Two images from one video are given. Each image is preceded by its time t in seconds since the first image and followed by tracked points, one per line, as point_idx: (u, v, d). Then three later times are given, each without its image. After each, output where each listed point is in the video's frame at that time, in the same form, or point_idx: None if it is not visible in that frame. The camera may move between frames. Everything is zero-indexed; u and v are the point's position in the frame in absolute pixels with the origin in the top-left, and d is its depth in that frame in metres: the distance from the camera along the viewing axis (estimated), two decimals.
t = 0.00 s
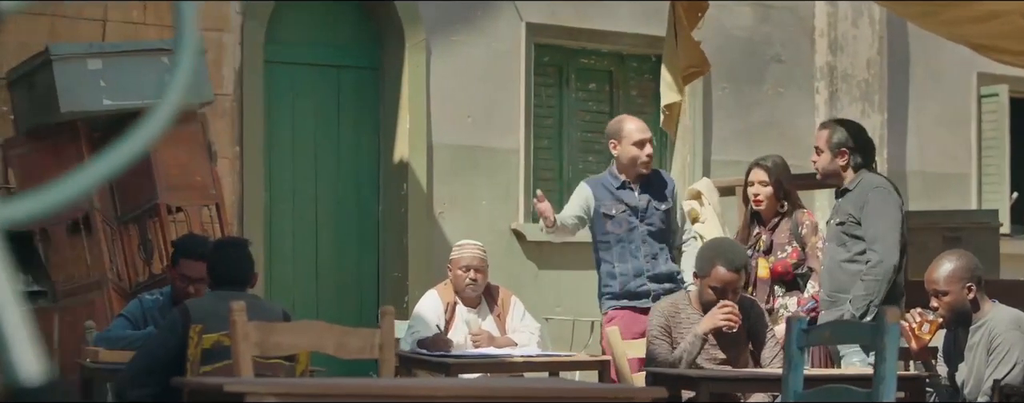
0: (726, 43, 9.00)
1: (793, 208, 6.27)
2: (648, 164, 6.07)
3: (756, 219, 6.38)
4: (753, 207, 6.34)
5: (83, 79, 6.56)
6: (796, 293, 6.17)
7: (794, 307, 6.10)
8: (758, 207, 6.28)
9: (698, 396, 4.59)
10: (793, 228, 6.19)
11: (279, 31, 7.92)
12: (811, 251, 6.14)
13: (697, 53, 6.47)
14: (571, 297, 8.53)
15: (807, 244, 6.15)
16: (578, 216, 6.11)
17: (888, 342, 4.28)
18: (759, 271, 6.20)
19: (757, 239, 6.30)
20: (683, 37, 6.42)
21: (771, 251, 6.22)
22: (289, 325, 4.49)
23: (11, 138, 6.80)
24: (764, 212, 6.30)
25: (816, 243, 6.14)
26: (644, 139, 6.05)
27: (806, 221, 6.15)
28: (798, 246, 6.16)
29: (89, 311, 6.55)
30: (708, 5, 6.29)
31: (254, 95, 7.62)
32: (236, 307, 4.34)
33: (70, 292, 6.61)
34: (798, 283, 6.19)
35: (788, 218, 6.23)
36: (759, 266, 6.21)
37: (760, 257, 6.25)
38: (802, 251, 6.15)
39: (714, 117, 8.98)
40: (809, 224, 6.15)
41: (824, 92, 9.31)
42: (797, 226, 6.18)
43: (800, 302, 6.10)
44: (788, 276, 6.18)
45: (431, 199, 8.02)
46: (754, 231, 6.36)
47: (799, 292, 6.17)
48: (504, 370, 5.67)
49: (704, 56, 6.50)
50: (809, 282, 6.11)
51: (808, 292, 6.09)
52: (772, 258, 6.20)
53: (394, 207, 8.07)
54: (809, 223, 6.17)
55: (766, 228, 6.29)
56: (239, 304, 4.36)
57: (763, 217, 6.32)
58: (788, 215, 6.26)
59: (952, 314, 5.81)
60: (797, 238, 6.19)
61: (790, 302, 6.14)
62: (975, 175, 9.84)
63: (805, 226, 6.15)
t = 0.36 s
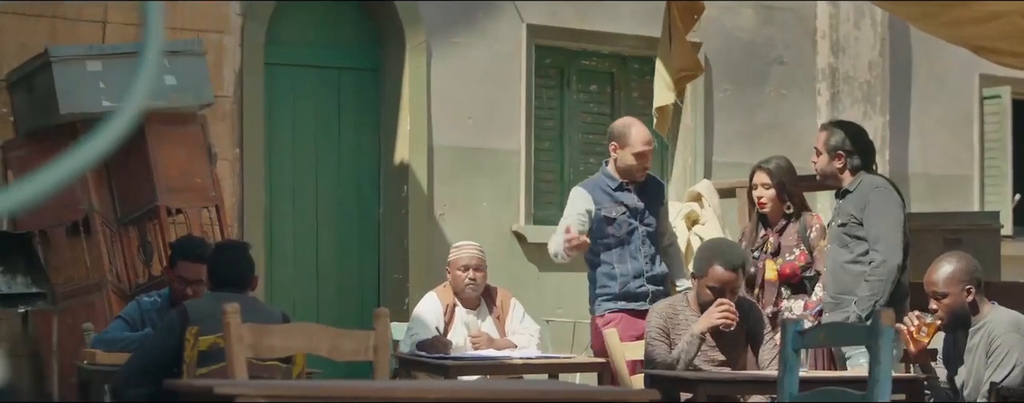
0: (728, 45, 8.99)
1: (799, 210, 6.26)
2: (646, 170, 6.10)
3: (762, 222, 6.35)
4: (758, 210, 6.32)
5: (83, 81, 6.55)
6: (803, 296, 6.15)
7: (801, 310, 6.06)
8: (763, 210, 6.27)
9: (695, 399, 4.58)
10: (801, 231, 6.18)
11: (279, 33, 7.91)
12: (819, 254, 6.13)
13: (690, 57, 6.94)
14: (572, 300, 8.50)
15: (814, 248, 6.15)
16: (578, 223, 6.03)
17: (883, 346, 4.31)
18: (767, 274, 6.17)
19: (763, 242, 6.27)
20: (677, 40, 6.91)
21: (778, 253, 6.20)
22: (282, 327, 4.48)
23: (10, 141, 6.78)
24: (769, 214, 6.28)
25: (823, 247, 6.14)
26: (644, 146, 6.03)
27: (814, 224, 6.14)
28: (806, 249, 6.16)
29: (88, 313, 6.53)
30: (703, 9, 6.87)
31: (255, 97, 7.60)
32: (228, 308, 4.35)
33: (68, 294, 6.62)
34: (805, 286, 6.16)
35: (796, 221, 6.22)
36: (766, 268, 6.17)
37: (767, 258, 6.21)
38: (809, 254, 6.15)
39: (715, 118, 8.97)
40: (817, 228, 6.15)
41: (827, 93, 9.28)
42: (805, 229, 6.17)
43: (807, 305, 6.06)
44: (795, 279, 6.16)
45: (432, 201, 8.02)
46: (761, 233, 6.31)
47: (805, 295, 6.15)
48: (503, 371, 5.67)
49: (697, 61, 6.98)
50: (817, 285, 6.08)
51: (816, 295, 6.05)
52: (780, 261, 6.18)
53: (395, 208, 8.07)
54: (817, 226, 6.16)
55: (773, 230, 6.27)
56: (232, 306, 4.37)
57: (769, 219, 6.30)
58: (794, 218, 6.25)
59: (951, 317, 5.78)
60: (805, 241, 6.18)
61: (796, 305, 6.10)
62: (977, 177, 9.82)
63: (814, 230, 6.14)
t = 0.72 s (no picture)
0: (734, 45, 8.97)
1: (785, 212, 6.22)
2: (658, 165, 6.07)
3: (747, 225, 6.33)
4: (744, 213, 6.29)
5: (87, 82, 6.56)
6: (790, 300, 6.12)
7: (787, 314, 6.03)
8: (748, 211, 6.24)
9: (697, 399, 4.59)
10: (786, 234, 6.15)
11: (284, 33, 7.90)
12: (805, 257, 6.09)
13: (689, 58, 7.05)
14: (577, 300, 8.48)
15: (800, 251, 6.10)
16: (585, 236, 6.03)
17: (882, 342, 4.42)
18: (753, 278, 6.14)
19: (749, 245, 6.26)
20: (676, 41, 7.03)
21: (763, 257, 6.18)
22: (280, 328, 4.47)
23: (15, 140, 6.79)
24: (755, 216, 6.25)
25: (809, 250, 6.09)
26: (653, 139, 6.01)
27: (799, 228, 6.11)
28: (791, 252, 6.12)
29: (92, 314, 6.53)
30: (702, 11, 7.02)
31: (259, 97, 7.59)
32: (227, 308, 4.34)
33: (73, 294, 6.58)
34: (791, 290, 6.14)
35: (782, 224, 6.19)
36: (751, 272, 6.15)
37: (752, 262, 6.19)
38: (795, 257, 6.11)
39: (721, 118, 8.95)
40: (801, 231, 6.11)
41: (833, 93, 9.27)
42: (790, 232, 6.13)
43: (793, 309, 6.03)
44: (779, 283, 6.13)
45: (437, 201, 8.01)
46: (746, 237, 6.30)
47: (791, 299, 6.12)
48: (507, 372, 5.65)
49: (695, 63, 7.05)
50: (804, 290, 6.04)
51: (803, 299, 6.02)
52: (764, 265, 6.15)
53: (400, 209, 8.06)
54: (801, 229, 6.12)
55: (758, 233, 6.25)
56: (231, 306, 4.36)
57: (754, 222, 6.28)
58: (780, 220, 6.21)
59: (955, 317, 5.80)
60: (790, 244, 6.15)
61: (782, 309, 6.07)
62: (984, 177, 9.79)
63: (799, 233, 6.11)
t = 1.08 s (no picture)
0: (739, 45, 8.96)
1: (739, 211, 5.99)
2: (680, 161, 6.17)
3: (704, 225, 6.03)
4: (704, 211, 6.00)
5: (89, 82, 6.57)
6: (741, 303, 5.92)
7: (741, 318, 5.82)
8: (710, 210, 5.96)
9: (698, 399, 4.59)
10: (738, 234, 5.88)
11: (288, 33, 7.89)
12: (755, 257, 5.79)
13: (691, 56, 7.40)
14: (583, 300, 8.46)
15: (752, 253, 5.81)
16: (613, 233, 6.17)
17: (879, 347, 4.35)
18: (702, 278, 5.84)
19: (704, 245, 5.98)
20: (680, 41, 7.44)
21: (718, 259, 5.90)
22: (277, 328, 4.46)
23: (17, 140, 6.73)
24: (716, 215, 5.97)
25: (760, 250, 5.80)
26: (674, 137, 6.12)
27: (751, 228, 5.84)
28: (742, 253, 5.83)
29: (95, 314, 6.55)
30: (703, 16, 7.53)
31: (263, 97, 7.58)
32: (224, 308, 4.33)
33: (76, 294, 6.58)
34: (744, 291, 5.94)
35: (736, 224, 5.92)
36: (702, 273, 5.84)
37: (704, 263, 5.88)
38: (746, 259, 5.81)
39: (727, 118, 8.94)
40: (753, 231, 5.83)
41: (839, 93, 9.25)
42: (743, 231, 5.87)
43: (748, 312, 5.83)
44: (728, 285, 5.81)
45: (442, 201, 7.99)
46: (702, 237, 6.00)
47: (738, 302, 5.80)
48: (511, 372, 5.64)
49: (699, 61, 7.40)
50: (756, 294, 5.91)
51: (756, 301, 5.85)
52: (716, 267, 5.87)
53: (404, 208, 8.04)
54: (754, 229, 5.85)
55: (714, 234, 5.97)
56: (228, 306, 4.35)
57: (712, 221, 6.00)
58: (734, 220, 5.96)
59: (967, 314, 5.82)
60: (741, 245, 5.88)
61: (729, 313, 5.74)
62: (991, 176, 9.74)
63: (751, 233, 5.84)
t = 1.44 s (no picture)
0: (744, 44, 8.95)
1: (718, 211, 6.12)
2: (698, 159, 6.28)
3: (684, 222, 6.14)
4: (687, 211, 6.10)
5: (91, 81, 6.55)
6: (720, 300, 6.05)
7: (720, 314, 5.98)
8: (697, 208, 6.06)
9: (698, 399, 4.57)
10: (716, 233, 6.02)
11: (292, 33, 7.89)
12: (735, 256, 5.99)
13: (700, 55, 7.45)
14: (587, 300, 8.44)
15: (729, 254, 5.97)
16: (638, 227, 6.26)
17: (875, 346, 4.33)
18: (682, 276, 5.97)
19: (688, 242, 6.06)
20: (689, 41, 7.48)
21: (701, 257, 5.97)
22: (273, 328, 4.45)
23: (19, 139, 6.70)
24: (694, 216, 6.10)
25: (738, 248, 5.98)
26: (693, 133, 6.27)
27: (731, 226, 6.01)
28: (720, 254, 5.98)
29: (97, 314, 6.51)
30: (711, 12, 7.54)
31: (267, 96, 7.56)
32: (219, 307, 4.32)
33: (78, 294, 6.56)
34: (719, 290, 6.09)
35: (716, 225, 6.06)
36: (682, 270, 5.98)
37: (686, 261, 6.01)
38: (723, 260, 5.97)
39: (731, 117, 8.92)
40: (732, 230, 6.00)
41: (844, 92, 9.23)
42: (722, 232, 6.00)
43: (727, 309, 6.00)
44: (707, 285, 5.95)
45: (445, 201, 7.98)
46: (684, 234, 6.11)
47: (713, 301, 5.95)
48: (513, 372, 5.62)
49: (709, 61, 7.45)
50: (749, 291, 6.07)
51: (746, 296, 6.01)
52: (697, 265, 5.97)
53: (409, 207, 8.03)
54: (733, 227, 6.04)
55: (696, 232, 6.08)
56: (223, 306, 4.34)
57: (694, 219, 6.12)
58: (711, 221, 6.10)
59: (977, 314, 5.77)
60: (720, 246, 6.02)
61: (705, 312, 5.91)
62: (997, 176, 9.70)
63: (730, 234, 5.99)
